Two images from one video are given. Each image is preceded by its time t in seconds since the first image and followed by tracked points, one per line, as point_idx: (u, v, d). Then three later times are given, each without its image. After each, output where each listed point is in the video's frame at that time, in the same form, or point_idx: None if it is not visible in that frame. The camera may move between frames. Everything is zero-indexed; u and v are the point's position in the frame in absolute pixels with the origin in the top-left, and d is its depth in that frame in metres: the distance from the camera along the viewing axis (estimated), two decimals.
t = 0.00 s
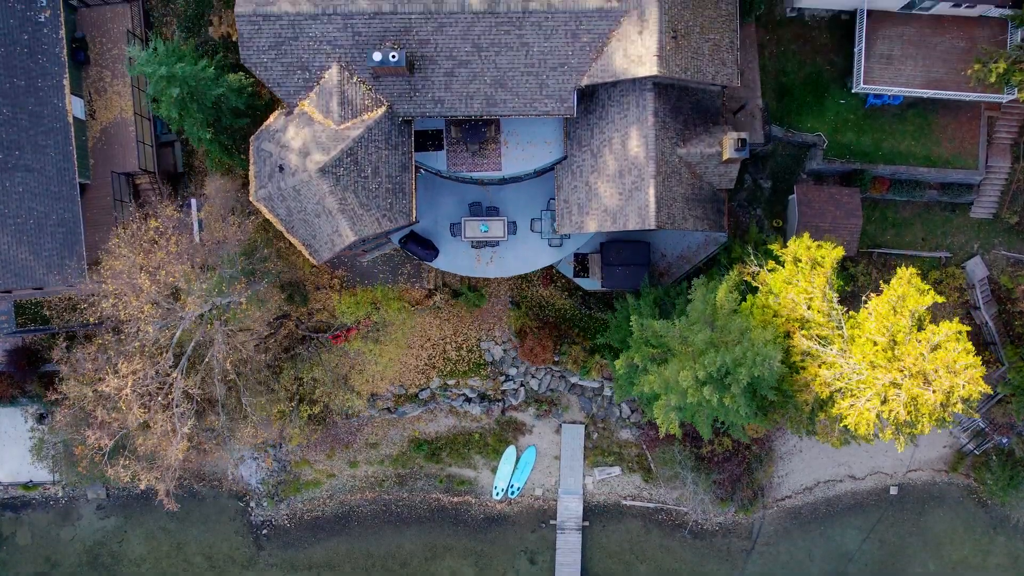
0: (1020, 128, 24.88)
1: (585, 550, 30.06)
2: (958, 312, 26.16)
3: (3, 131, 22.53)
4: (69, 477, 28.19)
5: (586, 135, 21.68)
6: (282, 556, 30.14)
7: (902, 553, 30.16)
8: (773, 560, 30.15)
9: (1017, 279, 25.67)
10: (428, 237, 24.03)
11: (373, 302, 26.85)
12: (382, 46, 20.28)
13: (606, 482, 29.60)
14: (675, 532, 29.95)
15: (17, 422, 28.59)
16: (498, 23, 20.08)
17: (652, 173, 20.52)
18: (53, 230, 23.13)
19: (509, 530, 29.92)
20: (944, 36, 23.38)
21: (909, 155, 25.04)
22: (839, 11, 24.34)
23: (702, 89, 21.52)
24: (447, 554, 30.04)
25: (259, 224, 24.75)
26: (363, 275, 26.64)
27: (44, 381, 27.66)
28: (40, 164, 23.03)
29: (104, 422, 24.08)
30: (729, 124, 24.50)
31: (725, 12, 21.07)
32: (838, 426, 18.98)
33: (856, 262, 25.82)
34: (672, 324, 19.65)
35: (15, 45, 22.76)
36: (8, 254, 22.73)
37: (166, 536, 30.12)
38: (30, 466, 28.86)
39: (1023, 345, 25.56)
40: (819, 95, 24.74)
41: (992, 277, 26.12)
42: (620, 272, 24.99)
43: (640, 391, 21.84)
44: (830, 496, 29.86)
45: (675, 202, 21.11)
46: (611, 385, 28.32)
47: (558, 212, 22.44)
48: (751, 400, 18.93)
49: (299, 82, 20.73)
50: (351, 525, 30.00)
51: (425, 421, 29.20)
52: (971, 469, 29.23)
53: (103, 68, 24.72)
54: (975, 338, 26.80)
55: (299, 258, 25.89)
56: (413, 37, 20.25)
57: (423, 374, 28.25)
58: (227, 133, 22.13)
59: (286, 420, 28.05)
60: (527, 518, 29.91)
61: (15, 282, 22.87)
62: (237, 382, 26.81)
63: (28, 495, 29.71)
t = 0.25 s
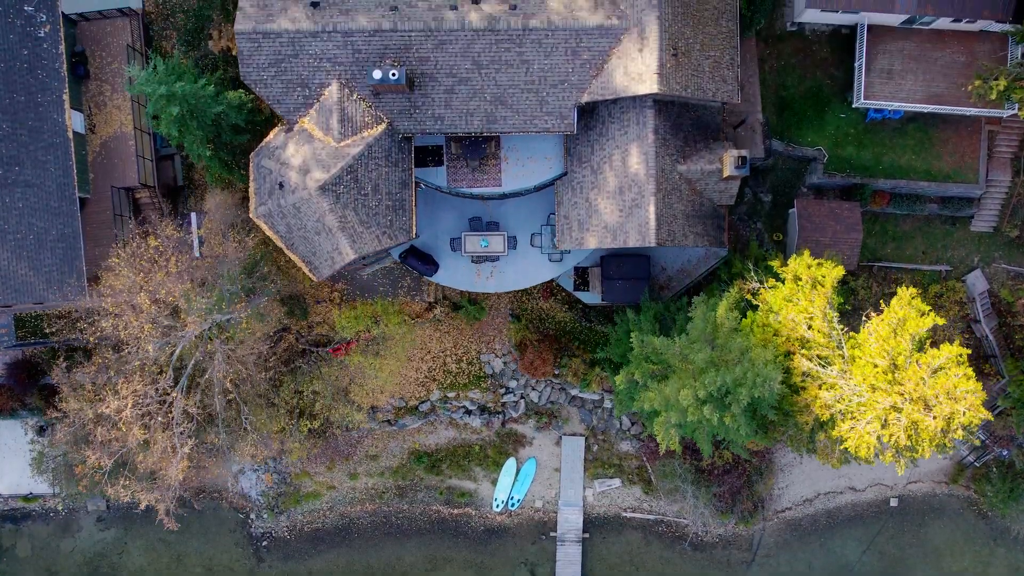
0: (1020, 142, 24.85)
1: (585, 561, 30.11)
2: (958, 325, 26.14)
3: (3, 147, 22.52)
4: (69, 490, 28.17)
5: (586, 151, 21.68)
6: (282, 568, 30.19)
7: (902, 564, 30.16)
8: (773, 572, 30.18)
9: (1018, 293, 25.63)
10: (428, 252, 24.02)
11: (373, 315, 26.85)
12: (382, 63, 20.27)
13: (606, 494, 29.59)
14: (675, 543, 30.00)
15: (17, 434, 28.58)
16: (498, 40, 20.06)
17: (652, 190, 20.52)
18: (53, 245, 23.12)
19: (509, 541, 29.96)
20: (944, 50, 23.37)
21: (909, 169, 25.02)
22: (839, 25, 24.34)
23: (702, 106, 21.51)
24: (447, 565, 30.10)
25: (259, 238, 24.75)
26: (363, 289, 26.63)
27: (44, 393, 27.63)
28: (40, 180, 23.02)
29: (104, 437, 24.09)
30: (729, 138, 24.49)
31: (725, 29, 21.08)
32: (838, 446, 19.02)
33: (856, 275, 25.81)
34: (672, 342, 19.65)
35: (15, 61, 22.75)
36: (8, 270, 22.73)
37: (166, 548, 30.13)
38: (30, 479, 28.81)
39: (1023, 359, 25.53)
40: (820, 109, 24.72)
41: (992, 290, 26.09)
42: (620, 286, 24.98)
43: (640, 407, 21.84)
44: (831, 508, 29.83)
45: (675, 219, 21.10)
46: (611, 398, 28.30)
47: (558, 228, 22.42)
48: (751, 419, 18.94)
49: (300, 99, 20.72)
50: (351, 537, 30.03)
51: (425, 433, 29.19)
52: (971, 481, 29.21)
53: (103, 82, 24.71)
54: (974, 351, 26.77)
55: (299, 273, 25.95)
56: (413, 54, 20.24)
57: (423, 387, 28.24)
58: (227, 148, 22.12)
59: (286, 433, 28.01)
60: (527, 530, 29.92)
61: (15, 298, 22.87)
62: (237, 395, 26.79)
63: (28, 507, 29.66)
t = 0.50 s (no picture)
0: (1021, 157, 24.83)
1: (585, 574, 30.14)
2: (958, 340, 26.12)
3: (2, 163, 22.50)
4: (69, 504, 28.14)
5: (586, 169, 21.67)
6: None
7: None
8: None
9: (1018, 307, 25.61)
10: (429, 268, 24.00)
11: (373, 329, 26.85)
12: (382, 81, 20.25)
13: (606, 506, 29.59)
14: (675, 555, 30.01)
15: (17, 447, 28.54)
16: (498, 59, 20.03)
17: (652, 209, 20.49)
18: (53, 261, 23.10)
19: (509, 554, 29.98)
20: (944, 66, 23.35)
21: (910, 184, 25.00)
22: (839, 40, 24.33)
23: (703, 123, 21.50)
24: None
25: (260, 253, 24.71)
26: (363, 303, 26.60)
27: (44, 407, 27.56)
28: (39, 196, 22.98)
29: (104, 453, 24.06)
30: (729, 153, 24.48)
31: (725, 47, 21.06)
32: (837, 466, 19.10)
33: (856, 290, 25.80)
34: (672, 361, 19.66)
35: (15, 77, 22.71)
36: (8, 287, 22.69)
37: (166, 560, 30.12)
38: (30, 491, 28.80)
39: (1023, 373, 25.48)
40: (820, 124, 24.71)
41: (993, 304, 26.07)
42: (621, 300, 24.94)
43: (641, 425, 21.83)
44: (831, 520, 29.82)
45: (676, 237, 21.08)
46: (611, 411, 28.26)
47: (558, 245, 22.41)
48: (752, 439, 18.97)
49: (299, 117, 20.71)
50: (351, 549, 30.04)
51: (425, 445, 29.18)
52: (971, 494, 29.21)
53: (102, 97, 24.69)
54: (974, 365, 26.75)
55: (300, 288, 25.99)
56: (413, 72, 20.21)
57: (423, 400, 28.23)
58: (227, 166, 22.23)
59: (286, 447, 27.99)
60: (528, 542, 29.94)
61: (15, 314, 22.84)
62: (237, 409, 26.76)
63: (28, 519, 29.64)
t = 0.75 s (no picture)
0: (1021, 170, 24.80)
1: None
2: (959, 352, 26.09)
3: (2, 178, 22.47)
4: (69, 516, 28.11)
5: (586, 184, 21.68)
6: None
7: None
8: None
9: (1018, 320, 25.57)
10: (429, 281, 23.98)
11: (373, 341, 26.84)
12: (382, 98, 20.23)
13: (606, 517, 29.59)
14: (675, 566, 30.02)
15: (17, 459, 28.51)
16: (498, 75, 20.01)
17: (652, 225, 20.46)
18: (53, 276, 23.08)
19: (509, 565, 30.01)
20: (944, 80, 23.33)
21: (910, 197, 24.98)
22: (839, 54, 24.32)
23: (703, 138, 21.48)
24: None
25: (260, 267, 24.70)
26: (363, 315, 26.61)
27: (44, 419, 27.51)
28: (39, 211, 22.95)
29: (104, 467, 24.05)
30: (730, 166, 24.46)
31: (725, 62, 21.08)
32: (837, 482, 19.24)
33: (856, 302, 25.79)
34: (673, 377, 19.67)
35: (15, 91, 22.68)
36: (8, 302, 22.68)
37: (166, 571, 30.13)
38: (30, 503, 28.78)
39: None
40: (821, 137, 24.68)
41: (993, 316, 26.03)
42: (621, 313, 24.90)
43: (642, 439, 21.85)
44: (832, 531, 29.80)
45: (676, 252, 21.06)
46: (611, 422, 28.20)
47: (558, 260, 22.41)
48: (752, 456, 19.03)
49: (299, 133, 20.69)
50: (351, 560, 30.08)
51: (425, 457, 29.17)
52: (972, 505, 29.19)
53: (102, 110, 24.64)
54: (975, 376, 26.71)
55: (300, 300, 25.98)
56: (413, 89, 20.19)
57: (423, 412, 28.22)
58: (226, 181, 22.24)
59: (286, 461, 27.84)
60: (528, 553, 29.96)
61: (15, 329, 22.82)
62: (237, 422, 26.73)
63: (28, 530, 29.65)
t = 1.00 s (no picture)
0: (1022, 184, 24.77)
1: None
2: (959, 365, 26.03)
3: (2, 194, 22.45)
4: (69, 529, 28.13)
5: (586, 201, 21.64)
6: None
7: None
8: None
9: (1019, 334, 25.53)
10: (429, 296, 23.96)
11: (373, 354, 26.80)
12: (382, 115, 20.20)
13: (606, 529, 29.59)
14: None
15: (17, 471, 28.50)
16: (498, 93, 19.98)
17: (653, 242, 20.43)
18: (53, 291, 23.07)
19: None
20: (945, 94, 23.25)
21: (911, 211, 24.96)
22: (840, 68, 24.30)
23: (703, 155, 21.46)
24: None
25: (259, 281, 24.68)
26: (363, 328, 26.59)
27: (44, 431, 27.46)
28: (39, 226, 22.93)
29: (104, 482, 24.04)
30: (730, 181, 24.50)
31: (725, 79, 21.17)
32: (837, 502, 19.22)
33: (857, 316, 25.76)
34: (673, 395, 19.67)
35: (15, 106, 22.65)
36: (8, 317, 22.68)
37: None
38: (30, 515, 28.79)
39: None
40: (821, 151, 24.68)
41: (994, 329, 25.97)
42: (622, 326, 24.89)
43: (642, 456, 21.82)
44: (832, 543, 29.78)
45: (676, 269, 21.04)
46: (611, 434, 28.12)
47: (558, 276, 22.39)
48: (752, 475, 19.02)
49: (299, 150, 20.67)
50: (352, 571, 30.13)
51: (426, 468, 29.15)
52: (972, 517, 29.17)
53: (102, 124, 24.61)
54: (975, 389, 26.63)
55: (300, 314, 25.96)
56: (413, 106, 20.16)
57: (423, 424, 28.20)
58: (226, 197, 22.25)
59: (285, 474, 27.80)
60: (528, 564, 29.99)
61: (15, 345, 22.82)
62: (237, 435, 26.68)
63: (29, 541, 29.69)
